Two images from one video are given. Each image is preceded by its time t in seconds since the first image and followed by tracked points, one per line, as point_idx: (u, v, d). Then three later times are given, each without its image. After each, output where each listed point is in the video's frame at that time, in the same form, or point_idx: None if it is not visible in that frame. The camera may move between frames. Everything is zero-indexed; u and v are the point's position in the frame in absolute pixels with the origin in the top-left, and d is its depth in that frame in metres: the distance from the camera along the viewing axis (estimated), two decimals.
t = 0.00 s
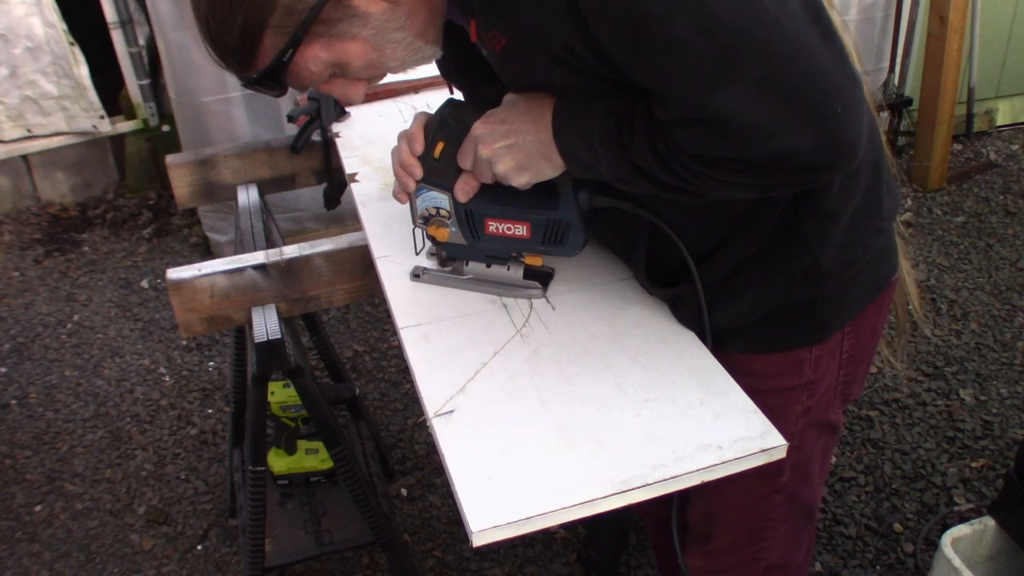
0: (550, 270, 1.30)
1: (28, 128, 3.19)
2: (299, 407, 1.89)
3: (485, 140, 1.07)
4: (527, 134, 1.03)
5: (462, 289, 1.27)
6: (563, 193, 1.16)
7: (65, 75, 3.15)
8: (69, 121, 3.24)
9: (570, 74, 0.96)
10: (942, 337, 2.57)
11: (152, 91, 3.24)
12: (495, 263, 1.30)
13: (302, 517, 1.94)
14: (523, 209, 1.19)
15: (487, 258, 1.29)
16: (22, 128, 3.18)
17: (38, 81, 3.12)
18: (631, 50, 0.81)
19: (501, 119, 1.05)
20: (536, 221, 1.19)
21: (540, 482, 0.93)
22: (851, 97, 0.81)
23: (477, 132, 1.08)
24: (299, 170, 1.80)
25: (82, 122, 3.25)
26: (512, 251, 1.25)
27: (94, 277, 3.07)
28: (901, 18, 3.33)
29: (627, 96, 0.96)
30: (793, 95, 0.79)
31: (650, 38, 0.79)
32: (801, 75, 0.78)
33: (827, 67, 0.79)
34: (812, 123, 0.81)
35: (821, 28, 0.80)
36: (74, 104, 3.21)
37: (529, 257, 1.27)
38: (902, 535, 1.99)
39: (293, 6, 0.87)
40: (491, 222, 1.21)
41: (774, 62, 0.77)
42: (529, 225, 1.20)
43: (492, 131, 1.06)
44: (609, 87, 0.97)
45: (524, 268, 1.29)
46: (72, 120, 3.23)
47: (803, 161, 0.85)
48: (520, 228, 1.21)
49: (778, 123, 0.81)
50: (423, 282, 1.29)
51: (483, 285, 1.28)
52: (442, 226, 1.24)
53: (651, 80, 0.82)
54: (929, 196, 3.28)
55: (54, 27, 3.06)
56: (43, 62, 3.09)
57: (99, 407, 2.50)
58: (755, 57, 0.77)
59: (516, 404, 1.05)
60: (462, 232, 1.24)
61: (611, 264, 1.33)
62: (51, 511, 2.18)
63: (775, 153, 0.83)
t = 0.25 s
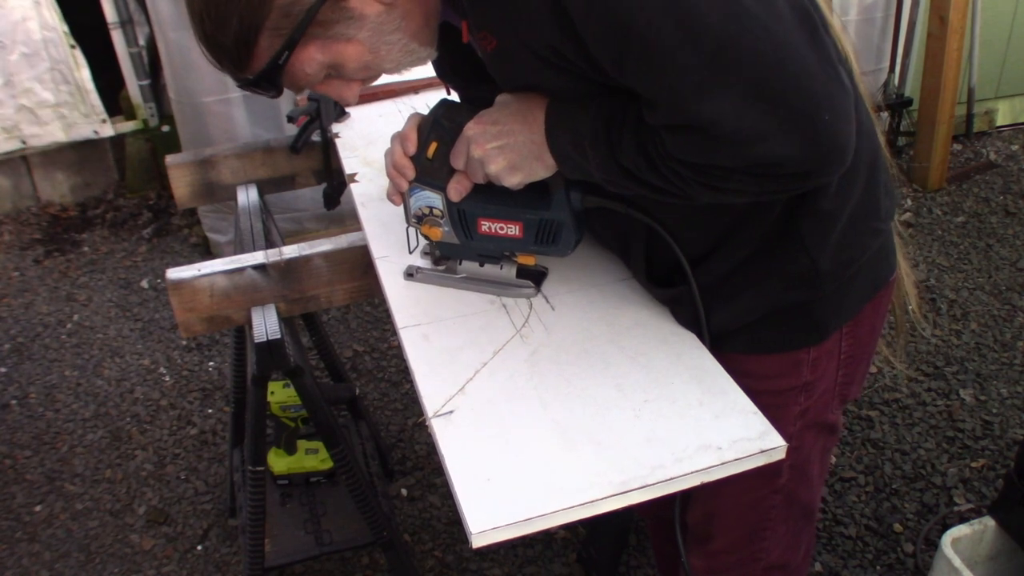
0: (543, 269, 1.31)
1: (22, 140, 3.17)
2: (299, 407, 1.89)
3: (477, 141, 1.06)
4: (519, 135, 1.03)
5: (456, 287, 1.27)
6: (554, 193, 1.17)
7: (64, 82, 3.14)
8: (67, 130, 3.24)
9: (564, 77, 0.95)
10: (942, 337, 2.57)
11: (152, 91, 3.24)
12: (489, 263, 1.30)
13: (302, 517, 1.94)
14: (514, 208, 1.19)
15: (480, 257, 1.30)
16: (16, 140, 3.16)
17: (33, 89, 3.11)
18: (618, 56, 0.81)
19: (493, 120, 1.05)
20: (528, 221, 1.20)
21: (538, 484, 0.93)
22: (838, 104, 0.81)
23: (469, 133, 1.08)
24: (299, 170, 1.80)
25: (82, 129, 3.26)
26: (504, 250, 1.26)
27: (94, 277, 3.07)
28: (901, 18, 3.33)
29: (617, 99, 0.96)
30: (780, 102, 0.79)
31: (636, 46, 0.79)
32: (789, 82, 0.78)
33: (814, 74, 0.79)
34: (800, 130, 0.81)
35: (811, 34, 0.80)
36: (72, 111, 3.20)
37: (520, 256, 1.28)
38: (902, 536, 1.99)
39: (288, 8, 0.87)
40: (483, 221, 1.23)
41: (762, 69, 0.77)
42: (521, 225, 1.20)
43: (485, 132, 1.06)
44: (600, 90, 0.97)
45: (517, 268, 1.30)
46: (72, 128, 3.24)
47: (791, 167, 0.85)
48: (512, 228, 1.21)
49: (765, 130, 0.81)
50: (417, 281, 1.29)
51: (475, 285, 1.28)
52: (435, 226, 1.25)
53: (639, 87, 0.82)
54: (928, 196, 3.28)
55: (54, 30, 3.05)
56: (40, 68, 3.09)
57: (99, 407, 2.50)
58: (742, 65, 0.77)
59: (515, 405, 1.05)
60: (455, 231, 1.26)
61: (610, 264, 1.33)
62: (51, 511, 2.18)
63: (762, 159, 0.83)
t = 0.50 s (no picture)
0: (535, 267, 1.31)
1: (21, 143, 3.19)
2: (299, 407, 1.89)
3: (469, 139, 1.09)
4: (510, 134, 1.05)
5: (448, 287, 1.28)
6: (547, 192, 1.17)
7: (64, 83, 3.14)
8: (67, 133, 3.25)
9: (558, 78, 0.95)
10: (942, 337, 2.57)
11: (152, 91, 3.25)
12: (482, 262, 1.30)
13: (302, 517, 1.94)
14: (507, 208, 1.19)
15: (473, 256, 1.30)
16: (15, 144, 3.18)
17: (32, 92, 3.12)
18: (608, 58, 0.81)
19: (484, 119, 1.07)
20: (520, 220, 1.19)
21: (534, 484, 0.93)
22: (827, 108, 0.81)
23: (461, 132, 1.10)
24: (298, 170, 1.81)
25: (86, 130, 3.26)
26: (497, 249, 1.25)
27: (94, 277, 3.07)
28: (901, 19, 3.33)
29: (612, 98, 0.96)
30: (769, 105, 0.79)
31: (624, 47, 0.79)
32: (777, 85, 0.78)
33: (803, 78, 0.79)
34: (788, 133, 0.81)
35: (800, 37, 0.80)
36: (72, 113, 3.21)
37: (513, 255, 1.28)
38: (902, 536, 1.99)
39: (283, 10, 0.87)
40: (475, 220, 1.22)
41: (751, 72, 0.77)
42: (513, 224, 1.20)
43: (476, 130, 1.08)
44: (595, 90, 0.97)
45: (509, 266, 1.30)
46: (72, 130, 3.25)
47: (779, 171, 0.85)
48: (504, 227, 1.21)
49: (753, 133, 0.81)
50: (409, 280, 1.30)
51: (469, 284, 1.28)
52: (428, 225, 1.26)
53: (628, 88, 0.82)
54: (929, 197, 3.27)
55: (55, 31, 3.05)
56: (39, 70, 3.08)
57: (99, 407, 2.50)
58: (730, 67, 0.77)
59: (513, 405, 1.04)
60: (447, 230, 1.25)
61: (608, 265, 1.33)
62: (51, 511, 2.18)
63: (751, 162, 0.83)
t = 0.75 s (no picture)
0: (529, 268, 1.31)
1: (17, 149, 3.18)
2: (299, 407, 1.89)
3: (462, 139, 1.08)
4: (502, 135, 1.05)
5: (442, 285, 1.28)
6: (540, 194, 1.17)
7: (64, 84, 3.15)
8: (67, 134, 3.25)
9: (548, 78, 0.95)
10: (942, 337, 2.57)
11: (152, 91, 3.25)
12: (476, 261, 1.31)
13: (302, 517, 1.94)
14: (500, 208, 1.20)
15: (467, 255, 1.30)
16: (10, 151, 3.18)
17: (30, 94, 3.12)
18: (594, 59, 0.81)
19: (477, 120, 1.07)
20: (514, 220, 1.20)
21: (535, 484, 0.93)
22: (817, 106, 0.81)
23: (454, 132, 1.10)
24: (299, 170, 1.81)
25: (88, 129, 3.27)
26: (491, 249, 1.26)
27: (94, 277, 3.07)
28: (901, 19, 3.33)
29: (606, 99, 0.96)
30: (759, 103, 0.79)
31: (613, 48, 0.79)
32: (765, 82, 0.78)
33: (793, 76, 0.79)
34: (779, 132, 0.81)
35: (790, 35, 0.80)
36: (72, 113, 3.22)
37: (507, 255, 1.29)
38: (902, 536, 1.99)
39: (268, 4, 0.87)
40: (469, 220, 1.24)
41: (741, 71, 0.77)
42: (507, 224, 1.21)
43: (469, 131, 1.08)
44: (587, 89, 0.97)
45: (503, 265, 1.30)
46: (71, 131, 3.25)
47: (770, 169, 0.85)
48: (497, 227, 1.23)
49: (743, 131, 0.81)
50: (403, 278, 1.31)
51: (461, 283, 1.28)
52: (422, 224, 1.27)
53: (618, 88, 0.82)
54: (928, 197, 3.28)
55: (56, 31, 3.06)
56: (39, 71, 3.09)
57: (99, 407, 2.50)
58: (718, 65, 0.77)
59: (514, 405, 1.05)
60: (441, 229, 1.27)
61: (609, 265, 1.33)
62: (51, 511, 2.18)
63: (742, 161, 0.84)
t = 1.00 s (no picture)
0: (523, 267, 1.31)
1: (17, 149, 3.18)
2: (299, 407, 1.89)
3: (455, 138, 1.09)
4: (495, 132, 1.05)
5: (435, 285, 1.28)
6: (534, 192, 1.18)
7: (64, 85, 3.15)
8: (66, 135, 3.25)
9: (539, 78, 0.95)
10: (942, 337, 2.57)
11: (152, 91, 3.25)
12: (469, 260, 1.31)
13: (302, 517, 1.94)
14: (493, 207, 1.21)
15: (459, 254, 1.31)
16: (10, 151, 3.18)
17: (29, 95, 3.12)
18: (584, 60, 0.82)
19: (469, 118, 1.08)
20: (507, 219, 1.20)
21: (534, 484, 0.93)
22: (807, 104, 0.81)
23: (447, 131, 1.10)
24: (299, 170, 1.81)
25: (87, 132, 3.27)
26: (484, 248, 1.26)
27: (94, 277, 3.07)
28: (901, 19, 3.33)
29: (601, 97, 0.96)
30: (748, 101, 0.79)
31: (602, 48, 0.79)
32: (753, 78, 0.78)
33: (781, 72, 0.79)
34: (769, 129, 0.81)
35: (778, 31, 0.80)
36: (71, 115, 3.21)
37: (501, 255, 1.29)
38: (902, 536, 1.99)
39: (256, 6, 0.87)
40: (463, 219, 1.24)
41: (729, 67, 0.77)
42: (500, 223, 1.22)
43: (462, 129, 1.08)
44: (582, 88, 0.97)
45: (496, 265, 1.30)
46: (71, 132, 3.25)
47: (761, 166, 0.85)
48: (490, 226, 1.23)
49: (734, 129, 0.81)
50: (396, 277, 1.31)
51: (455, 283, 1.29)
52: (416, 220, 1.27)
53: (607, 87, 0.82)
54: (928, 197, 3.28)
55: (57, 31, 3.06)
56: (38, 72, 3.09)
57: (99, 407, 2.50)
58: (705, 62, 0.77)
59: (512, 404, 1.05)
60: (434, 227, 1.27)
61: (607, 265, 1.33)
62: (51, 511, 2.18)
63: (733, 157, 0.84)
